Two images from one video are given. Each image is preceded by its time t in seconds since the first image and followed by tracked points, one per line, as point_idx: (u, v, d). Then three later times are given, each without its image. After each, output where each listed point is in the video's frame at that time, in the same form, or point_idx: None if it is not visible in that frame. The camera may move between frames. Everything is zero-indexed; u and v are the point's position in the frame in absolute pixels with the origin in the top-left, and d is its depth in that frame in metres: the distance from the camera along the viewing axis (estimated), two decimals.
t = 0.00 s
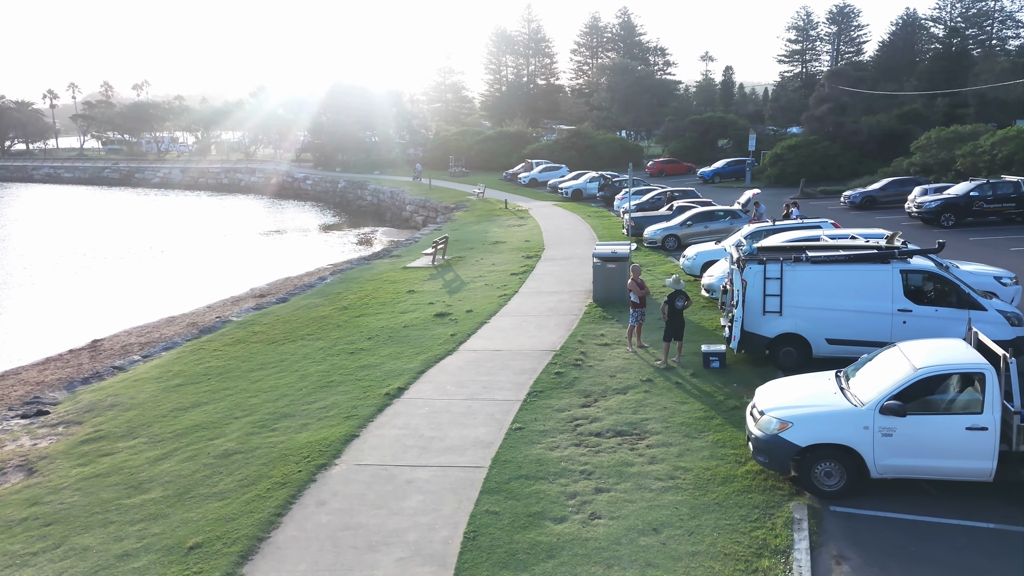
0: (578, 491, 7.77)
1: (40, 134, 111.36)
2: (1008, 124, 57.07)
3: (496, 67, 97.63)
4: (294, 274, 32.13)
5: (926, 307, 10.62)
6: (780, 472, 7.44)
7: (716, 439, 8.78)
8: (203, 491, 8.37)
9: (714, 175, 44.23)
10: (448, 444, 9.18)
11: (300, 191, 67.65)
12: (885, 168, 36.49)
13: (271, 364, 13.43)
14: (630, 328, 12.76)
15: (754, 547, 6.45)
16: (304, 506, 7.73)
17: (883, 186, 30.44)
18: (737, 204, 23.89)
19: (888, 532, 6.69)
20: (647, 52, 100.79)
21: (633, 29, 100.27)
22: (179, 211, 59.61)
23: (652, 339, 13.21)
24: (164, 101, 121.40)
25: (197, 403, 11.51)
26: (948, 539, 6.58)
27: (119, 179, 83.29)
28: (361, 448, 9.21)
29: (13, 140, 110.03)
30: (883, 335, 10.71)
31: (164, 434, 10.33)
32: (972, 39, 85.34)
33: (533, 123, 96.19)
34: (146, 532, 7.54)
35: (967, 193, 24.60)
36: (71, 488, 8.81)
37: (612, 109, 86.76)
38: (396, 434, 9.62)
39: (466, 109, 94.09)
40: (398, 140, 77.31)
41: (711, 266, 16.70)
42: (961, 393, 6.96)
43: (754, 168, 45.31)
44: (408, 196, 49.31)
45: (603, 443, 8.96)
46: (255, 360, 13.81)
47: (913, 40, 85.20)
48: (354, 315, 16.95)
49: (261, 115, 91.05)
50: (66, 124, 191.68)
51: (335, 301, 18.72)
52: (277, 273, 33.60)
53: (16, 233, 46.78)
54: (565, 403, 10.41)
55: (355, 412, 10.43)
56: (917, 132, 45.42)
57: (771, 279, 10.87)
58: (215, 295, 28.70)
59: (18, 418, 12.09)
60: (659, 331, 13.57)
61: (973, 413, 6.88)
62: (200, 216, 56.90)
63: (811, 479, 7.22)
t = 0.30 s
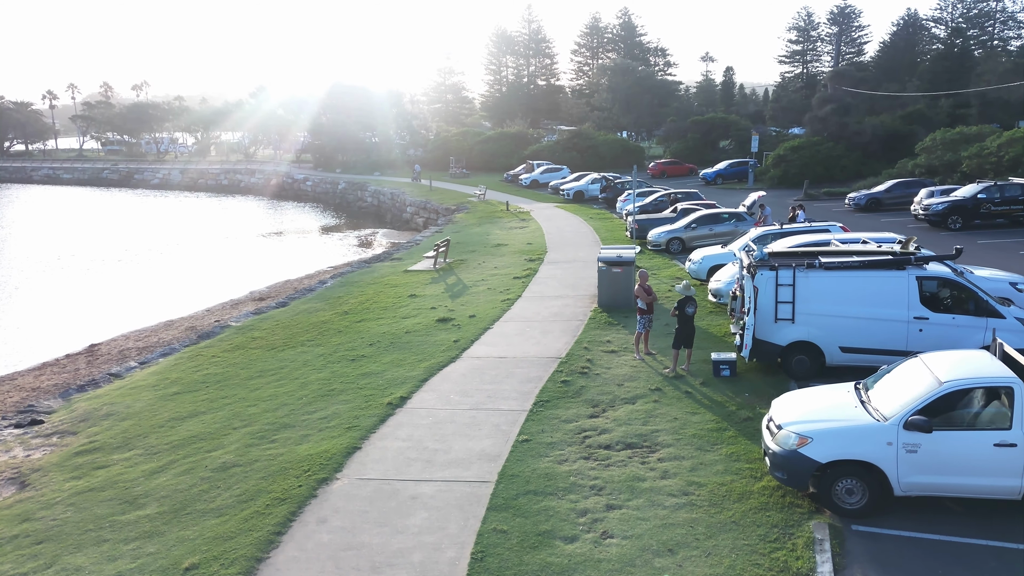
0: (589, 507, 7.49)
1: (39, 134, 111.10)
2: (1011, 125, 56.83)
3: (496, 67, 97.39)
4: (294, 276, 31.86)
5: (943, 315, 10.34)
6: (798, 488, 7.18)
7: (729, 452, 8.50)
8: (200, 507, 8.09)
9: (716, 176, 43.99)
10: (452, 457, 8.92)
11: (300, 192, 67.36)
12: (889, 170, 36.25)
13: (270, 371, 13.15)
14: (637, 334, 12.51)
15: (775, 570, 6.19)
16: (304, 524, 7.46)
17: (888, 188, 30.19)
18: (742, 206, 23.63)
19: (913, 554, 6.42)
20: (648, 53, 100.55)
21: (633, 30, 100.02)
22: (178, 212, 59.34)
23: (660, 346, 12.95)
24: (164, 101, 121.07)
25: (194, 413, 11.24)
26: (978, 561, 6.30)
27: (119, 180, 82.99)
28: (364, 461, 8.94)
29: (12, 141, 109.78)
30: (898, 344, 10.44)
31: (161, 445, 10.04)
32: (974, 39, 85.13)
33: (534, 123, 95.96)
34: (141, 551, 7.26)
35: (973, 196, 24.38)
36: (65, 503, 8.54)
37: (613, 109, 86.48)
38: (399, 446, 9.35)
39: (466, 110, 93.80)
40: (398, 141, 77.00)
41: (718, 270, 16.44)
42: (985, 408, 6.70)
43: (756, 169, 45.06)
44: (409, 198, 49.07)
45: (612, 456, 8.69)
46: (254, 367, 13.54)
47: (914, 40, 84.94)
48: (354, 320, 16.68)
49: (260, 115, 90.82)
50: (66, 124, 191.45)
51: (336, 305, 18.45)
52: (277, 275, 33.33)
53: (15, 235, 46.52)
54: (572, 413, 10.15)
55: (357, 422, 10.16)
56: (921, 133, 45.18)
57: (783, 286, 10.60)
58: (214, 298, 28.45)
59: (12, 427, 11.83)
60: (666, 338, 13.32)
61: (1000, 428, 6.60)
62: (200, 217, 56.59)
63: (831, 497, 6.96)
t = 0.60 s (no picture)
0: (612, 522, 7.23)
1: (39, 135, 110.81)
2: (1015, 125, 56.61)
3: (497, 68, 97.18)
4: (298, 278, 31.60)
5: (968, 320, 10.10)
6: (830, 503, 6.93)
7: (754, 464, 8.25)
8: (208, 520, 7.84)
9: (720, 177, 43.76)
10: (466, 467, 8.66)
11: (301, 192, 67.08)
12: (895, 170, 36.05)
13: (277, 376, 12.89)
14: (652, 340, 12.26)
15: None
16: (316, 539, 7.20)
17: (896, 189, 29.96)
18: (751, 207, 23.39)
19: (954, 572, 6.17)
20: (649, 53, 100.30)
21: (634, 30, 99.76)
22: (179, 213, 59.08)
23: (675, 351, 12.70)
24: (163, 101, 120.86)
25: (200, 420, 10.98)
26: None
27: (119, 180, 82.66)
28: (376, 471, 8.68)
29: (12, 141, 109.61)
30: (922, 350, 10.20)
31: (166, 454, 9.79)
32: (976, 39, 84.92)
33: (535, 124, 95.66)
34: (148, 567, 7.01)
35: (984, 197, 24.16)
36: (68, 515, 8.29)
37: (615, 110, 86.16)
38: (411, 455, 9.09)
39: (467, 110, 93.54)
40: (399, 142, 76.67)
41: (730, 274, 16.20)
42: None
43: (761, 170, 44.81)
44: (411, 199, 48.81)
45: (633, 467, 8.43)
46: (260, 372, 13.28)
47: (916, 40, 84.68)
48: (360, 323, 16.41)
49: (260, 115, 90.60)
50: (66, 125, 191.26)
51: (342, 308, 18.20)
52: (278, 277, 33.08)
53: (15, 236, 46.22)
54: (588, 421, 9.89)
55: (367, 430, 9.91)
56: (926, 133, 44.93)
57: (804, 290, 10.33)
58: (216, 301, 28.20)
59: (13, 434, 11.58)
60: (681, 342, 13.07)
61: None
62: (201, 218, 56.27)
63: (865, 512, 6.72)
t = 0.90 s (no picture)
0: (648, 532, 7.02)
1: (40, 135, 110.60)
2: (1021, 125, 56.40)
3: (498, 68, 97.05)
4: (304, 279, 31.39)
5: (1002, 323, 9.88)
6: (876, 514, 6.75)
7: (789, 471, 8.06)
8: (231, 529, 7.63)
9: (727, 177, 43.60)
10: (493, 474, 8.44)
11: (303, 193, 66.86)
12: (904, 171, 35.85)
13: (291, 380, 12.69)
14: (674, 343, 12.05)
15: None
16: (344, 550, 6.99)
17: (907, 189, 29.78)
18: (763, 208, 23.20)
19: None
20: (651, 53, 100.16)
21: (636, 30, 99.61)
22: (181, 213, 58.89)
23: (697, 354, 12.50)
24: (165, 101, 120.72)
25: (216, 425, 10.76)
26: None
27: (120, 181, 82.41)
28: (401, 478, 8.47)
29: (13, 142, 109.40)
30: (954, 353, 10.00)
31: (183, 460, 9.57)
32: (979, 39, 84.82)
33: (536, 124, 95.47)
34: None
35: (999, 197, 23.98)
36: (86, 524, 8.08)
37: (618, 110, 85.95)
38: (436, 462, 8.88)
39: (468, 110, 93.34)
40: (402, 142, 76.45)
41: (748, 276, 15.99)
42: None
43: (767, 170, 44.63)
44: (416, 199, 48.62)
45: (665, 475, 8.21)
46: (274, 375, 13.07)
47: (918, 41, 84.53)
48: (373, 325, 16.21)
49: (261, 115, 90.41)
50: (66, 125, 190.86)
51: (353, 310, 18.00)
52: (284, 278, 32.91)
53: (18, 237, 46.03)
54: (614, 426, 9.68)
55: (389, 436, 9.70)
56: (933, 133, 44.76)
57: (833, 293, 10.13)
58: (221, 302, 28.01)
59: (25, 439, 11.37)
60: (703, 345, 12.88)
61: None
62: (204, 218, 56.02)
63: (912, 522, 6.55)
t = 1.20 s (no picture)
0: (683, 544, 6.77)
1: (40, 135, 110.35)
2: None
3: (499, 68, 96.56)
4: (310, 280, 31.13)
5: None
6: (922, 526, 6.53)
7: (825, 480, 7.81)
8: (249, 540, 7.38)
9: (732, 176, 43.38)
10: (517, 483, 8.19)
11: (305, 193, 66.61)
12: (913, 170, 35.56)
13: (304, 383, 12.44)
14: (694, 346, 11.80)
15: None
16: (368, 563, 6.74)
17: (917, 188, 29.56)
18: (774, 208, 22.95)
19: None
20: (652, 52, 99.91)
21: (637, 30, 99.36)
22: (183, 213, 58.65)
23: (718, 357, 12.25)
24: (165, 101, 120.43)
25: (228, 431, 10.50)
26: None
27: (121, 181, 82.16)
28: (422, 486, 8.22)
29: (13, 142, 109.13)
30: (987, 358, 9.76)
31: (195, 467, 9.33)
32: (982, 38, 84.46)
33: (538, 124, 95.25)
34: None
35: (1013, 196, 23.76)
36: (98, 535, 7.84)
37: (620, 110, 85.63)
38: (457, 469, 8.64)
39: (469, 110, 93.15)
40: (404, 141, 76.10)
41: (765, 276, 15.73)
42: None
43: (773, 169, 44.39)
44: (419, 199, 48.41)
45: (695, 483, 7.97)
46: (285, 379, 12.81)
47: (920, 40, 84.26)
48: (383, 327, 15.96)
49: (262, 115, 90.13)
50: (66, 125, 190.49)
51: (362, 311, 17.76)
52: (288, 279, 32.71)
53: (19, 238, 45.82)
54: (638, 432, 9.45)
55: (407, 442, 9.46)
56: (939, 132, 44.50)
57: (861, 294, 9.89)
58: (226, 303, 27.80)
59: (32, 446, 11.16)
60: (723, 347, 12.63)
61: None
62: (206, 219, 55.71)
63: (960, 535, 6.33)
